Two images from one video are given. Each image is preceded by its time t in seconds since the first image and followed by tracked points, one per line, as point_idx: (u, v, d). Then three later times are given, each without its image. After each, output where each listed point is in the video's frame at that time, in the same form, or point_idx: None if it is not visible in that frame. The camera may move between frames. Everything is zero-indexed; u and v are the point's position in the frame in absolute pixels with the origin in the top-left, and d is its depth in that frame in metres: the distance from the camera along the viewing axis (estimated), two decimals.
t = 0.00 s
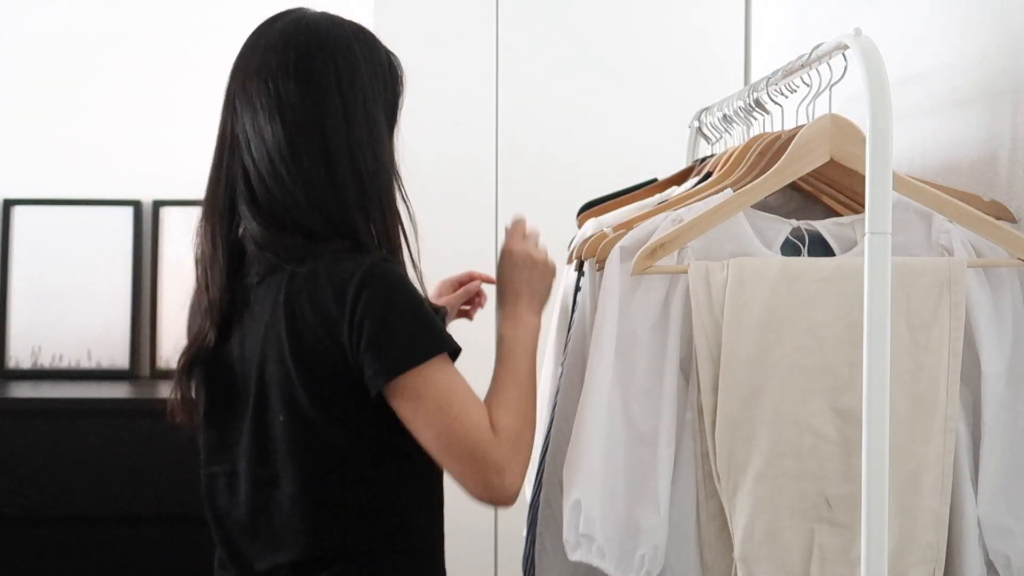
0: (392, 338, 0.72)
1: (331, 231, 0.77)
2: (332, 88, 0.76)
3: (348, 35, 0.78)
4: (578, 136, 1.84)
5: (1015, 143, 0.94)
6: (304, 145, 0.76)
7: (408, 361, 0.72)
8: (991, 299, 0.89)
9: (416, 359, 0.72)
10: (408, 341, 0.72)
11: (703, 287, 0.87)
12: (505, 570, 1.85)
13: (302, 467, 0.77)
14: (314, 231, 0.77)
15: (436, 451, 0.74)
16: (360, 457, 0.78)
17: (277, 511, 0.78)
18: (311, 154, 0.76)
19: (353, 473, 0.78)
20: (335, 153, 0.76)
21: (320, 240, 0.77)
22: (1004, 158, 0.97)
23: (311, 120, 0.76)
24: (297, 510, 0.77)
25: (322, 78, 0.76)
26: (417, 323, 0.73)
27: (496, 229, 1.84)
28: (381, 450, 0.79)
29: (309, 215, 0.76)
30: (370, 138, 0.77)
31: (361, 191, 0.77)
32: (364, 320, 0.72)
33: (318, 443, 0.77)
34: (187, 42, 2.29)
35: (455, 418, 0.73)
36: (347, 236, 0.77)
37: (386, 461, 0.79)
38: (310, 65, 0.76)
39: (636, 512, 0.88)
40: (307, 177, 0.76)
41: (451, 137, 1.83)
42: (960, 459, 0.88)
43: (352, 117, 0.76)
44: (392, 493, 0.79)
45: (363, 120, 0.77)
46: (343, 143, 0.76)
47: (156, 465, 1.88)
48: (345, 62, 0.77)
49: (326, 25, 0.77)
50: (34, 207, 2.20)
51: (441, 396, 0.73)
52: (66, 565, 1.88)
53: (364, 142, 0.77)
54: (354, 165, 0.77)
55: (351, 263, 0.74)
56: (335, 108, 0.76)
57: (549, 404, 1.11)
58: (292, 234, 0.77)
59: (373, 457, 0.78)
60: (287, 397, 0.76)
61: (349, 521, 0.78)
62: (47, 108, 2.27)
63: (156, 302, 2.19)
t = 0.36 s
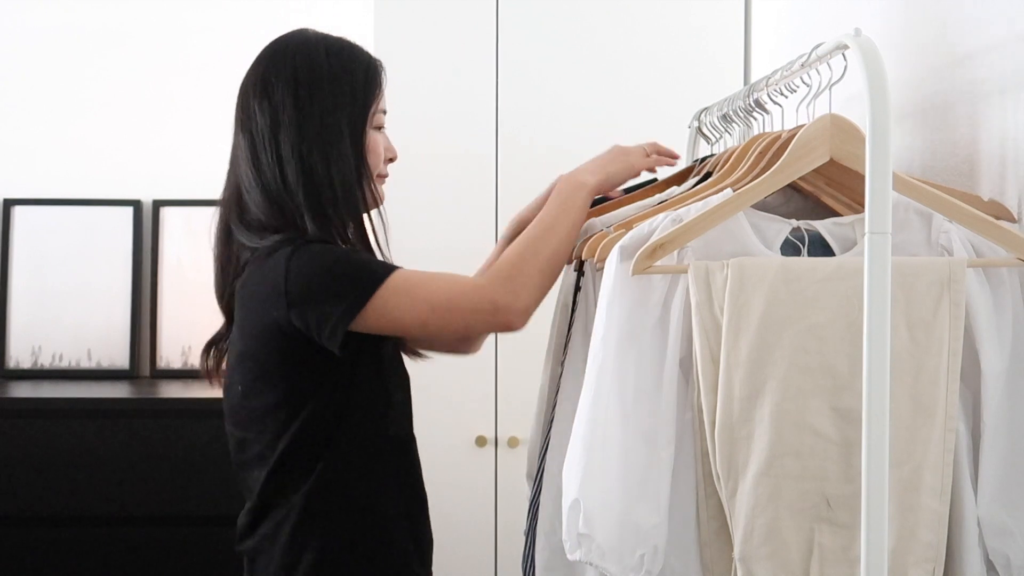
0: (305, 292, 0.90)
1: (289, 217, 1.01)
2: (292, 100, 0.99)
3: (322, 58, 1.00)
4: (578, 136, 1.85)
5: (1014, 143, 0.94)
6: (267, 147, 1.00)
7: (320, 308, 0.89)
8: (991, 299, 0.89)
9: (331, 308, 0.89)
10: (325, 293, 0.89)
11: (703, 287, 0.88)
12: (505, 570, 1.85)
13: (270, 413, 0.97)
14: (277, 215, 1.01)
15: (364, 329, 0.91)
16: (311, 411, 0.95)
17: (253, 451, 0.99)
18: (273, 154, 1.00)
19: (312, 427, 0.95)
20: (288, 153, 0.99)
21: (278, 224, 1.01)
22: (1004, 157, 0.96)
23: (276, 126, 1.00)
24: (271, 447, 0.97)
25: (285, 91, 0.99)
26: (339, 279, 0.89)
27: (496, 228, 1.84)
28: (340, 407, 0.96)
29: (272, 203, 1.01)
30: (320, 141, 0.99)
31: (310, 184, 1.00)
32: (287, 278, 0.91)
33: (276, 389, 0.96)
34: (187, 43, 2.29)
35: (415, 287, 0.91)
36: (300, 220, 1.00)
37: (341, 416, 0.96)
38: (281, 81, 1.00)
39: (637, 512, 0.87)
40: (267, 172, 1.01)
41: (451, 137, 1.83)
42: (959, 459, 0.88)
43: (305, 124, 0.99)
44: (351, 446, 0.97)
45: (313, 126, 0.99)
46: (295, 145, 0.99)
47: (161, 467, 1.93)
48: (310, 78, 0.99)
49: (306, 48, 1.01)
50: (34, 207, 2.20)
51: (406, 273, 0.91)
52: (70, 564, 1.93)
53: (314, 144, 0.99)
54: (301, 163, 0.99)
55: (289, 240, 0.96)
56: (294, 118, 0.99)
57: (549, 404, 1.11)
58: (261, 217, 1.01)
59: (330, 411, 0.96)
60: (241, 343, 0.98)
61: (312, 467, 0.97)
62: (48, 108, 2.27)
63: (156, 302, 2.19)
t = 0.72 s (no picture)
0: (289, 288, 1.02)
1: (288, 212, 1.11)
2: (285, 105, 1.09)
3: (313, 63, 1.09)
4: (578, 136, 1.84)
5: (1014, 143, 0.94)
6: (267, 147, 1.11)
7: (302, 303, 1.02)
8: (992, 299, 0.89)
9: (316, 302, 1.01)
10: (308, 290, 1.01)
11: (703, 287, 0.88)
12: (505, 570, 1.85)
13: (266, 399, 1.12)
14: (281, 211, 1.12)
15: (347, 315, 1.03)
16: (302, 397, 1.09)
17: (256, 431, 1.15)
18: (271, 156, 1.11)
19: (301, 415, 1.09)
20: (282, 153, 1.09)
21: (280, 218, 1.12)
22: (1004, 157, 0.96)
23: (273, 128, 1.10)
24: (269, 428, 1.13)
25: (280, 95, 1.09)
26: (318, 276, 1.01)
27: (496, 228, 1.84)
28: (325, 397, 1.09)
29: (277, 199, 1.12)
30: (311, 141, 1.08)
31: (302, 182, 1.09)
32: (275, 276, 1.04)
33: (273, 374, 1.10)
34: (186, 42, 2.29)
35: (398, 269, 1.02)
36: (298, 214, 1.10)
37: (326, 407, 1.09)
38: (275, 86, 1.10)
39: (638, 513, 0.87)
40: (269, 171, 1.12)
41: (451, 138, 1.83)
42: (960, 459, 0.88)
43: (295, 125, 1.08)
44: (335, 433, 1.09)
45: (302, 126, 1.08)
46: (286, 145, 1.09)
47: (161, 467, 1.93)
48: (300, 82, 1.08)
49: (303, 53, 1.10)
50: (34, 207, 2.20)
51: (388, 260, 1.03)
52: (71, 564, 1.93)
53: (302, 144, 1.08)
54: (293, 162, 1.09)
55: (282, 236, 1.08)
56: (286, 121, 1.09)
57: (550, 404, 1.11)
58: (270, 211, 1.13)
59: (317, 402, 1.09)
60: (244, 331, 1.11)
61: (300, 451, 1.10)
62: (48, 108, 2.27)
63: (156, 302, 2.18)
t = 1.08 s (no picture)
0: (291, 289, 1.03)
1: (291, 215, 1.11)
2: (282, 107, 1.09)
3: (309, 66, 1.09)
4: (578, 136, 1.84)
5: (1015, 143, 0.94)
6: (267, 151, 1.11)
7: (304, 305, 1.02)
8: (993, 300, 0.89)
9: (319, 304, 1.01)
10: (310, 291, 1.01)
11: (704, 287, 0.87)
12: (505, 571, 1.85)
13: (273, 400, 1.12)
14: (284, 214, 1.12)
15: (349, 318, 1.03)
16: (309, 398, 1.09)
17: (264, 433, 1.15)
18: (271, 160, 1.11)
19: (308, 417, 1.10)
20: (281, 157, 1.10)
21: (283, 222, 1.12)
22: (1004, 157, 0.97)
23: (272, 132, 1.10)
24: (275, 430, 1.13)
25: (279, 98, 1.10)
26: (320, 277, 1.01)
27: (496, 228, 1.84)
28: (333, 399, 1.09)
29: (279, 202, 1.12)
30: (306, 141, 1.08)
31: (302, 184, 1.09)
32: (279, 278, 1.04)
33: (279, 375, 1.10)
34: (186, 42, 2.29)
35: (398, 274, 1.02)
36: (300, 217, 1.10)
37: (333, 409, 1.09)
38: (272, 91, 1.10)
39: (637, 512, 0.87)
40: (270, 175, 1.12)
41: (452, 138, 1.83)
42: (960, 460, 0.88)
43: (293, 129, 1.08)
44: (343, 435, 1.09)
45: (299, 130, 1.08)
46: (285, 149, 1.09)
47: (163, 467, 1.93)
48: (296, 85, 1.09)
49: (300, 54, 1.10)
50: (34, 207, 2.20)
51: (388, 265, 1.02)
52: (72, 564, 1.92)
53: (300, 147, 1.08)
54: (291, 163, 1.09)
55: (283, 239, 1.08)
56: (283, 122, 1.09)
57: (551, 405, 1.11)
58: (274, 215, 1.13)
59: (324, 404, 1.10)
60: (248, 334, 1.12)
61: (307, 454, 1.10)
62: (48, 108, 2.27)
63: (156, 302, 2.18)
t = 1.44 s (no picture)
0: (292, 288, 1.02)
1: (292, 211, 1.10)
2: (303, 100, 1.08)
3: (336, 64, 1.08)
4: (578, 136, 1.84)
5: (1016, 143, 0.94)
6: (277, 143, 1.10)
7: (303, 304, 1.02)
8: (995, 299, 0.89)
9: (316, 305, 1.01)
10: (309, 291, 1.01)
11: (706, 287, 0.87)
12: (505, 571, 1.84)
13: (273, 402, 1.12)
14: (285, 209, 1.11)
15: (343, 318, 1.03)
16: (309, 400, 1.08)
17: (263, 434, 1.15)
18: (281, 153, 1.10)
19: (308, 418, 1.09)
20: (293, 151, 1.08)
21: (285, 218, 1.11)
22: (1006, 157, 0.96)
23: (286, 124, 1.09)
24: (275, 431, 1.12)
25: (301, 90, 1.08)
26: (320, 277, 1.01)
27: (497, 228, 1.84)
28: (332, 399, 1.09)
29: (282, 198, 1.11)
30: (324, 140, 1.07)
31: (312, 184, 1.09)
32: (277, 279, 1.04)
33: (279, 376, 1.10)
34: (186, 42, 2.29)
35: (393, 272, 1.01)
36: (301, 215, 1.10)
37: (333, 409, 1.09)
38: (294, 83, 1.08)
39: (640, 513, 0.87)
40: (276, 168, 1.11)
41: (452, 138, 1.83)
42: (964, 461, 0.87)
43: (311, 126, 1.08)
44: (343, 437, 1.09)
45: (319, 128, 1.07)
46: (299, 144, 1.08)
47: (164, 466, 1.93)
48: (322, 82, 1.08)
49: (327, 51, 1.09)
50: (34, 207, 2.19)
51: (385, 264, 1.02)
52: (73, 563, 1.92)
53: (316, 146, 1.07)
54: (304, 161, 1.08)
55: (285, 239, 1.08)
56: (302, 116, 1.08)
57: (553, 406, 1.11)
58: (273, 208, 1.12)
59: (324, 404, 1.09)
60: (245, 331, 1.11)
61: (307, 454, 1.10)
62: (48, 108, 2.27)
63: (156, 302, 2.18)
